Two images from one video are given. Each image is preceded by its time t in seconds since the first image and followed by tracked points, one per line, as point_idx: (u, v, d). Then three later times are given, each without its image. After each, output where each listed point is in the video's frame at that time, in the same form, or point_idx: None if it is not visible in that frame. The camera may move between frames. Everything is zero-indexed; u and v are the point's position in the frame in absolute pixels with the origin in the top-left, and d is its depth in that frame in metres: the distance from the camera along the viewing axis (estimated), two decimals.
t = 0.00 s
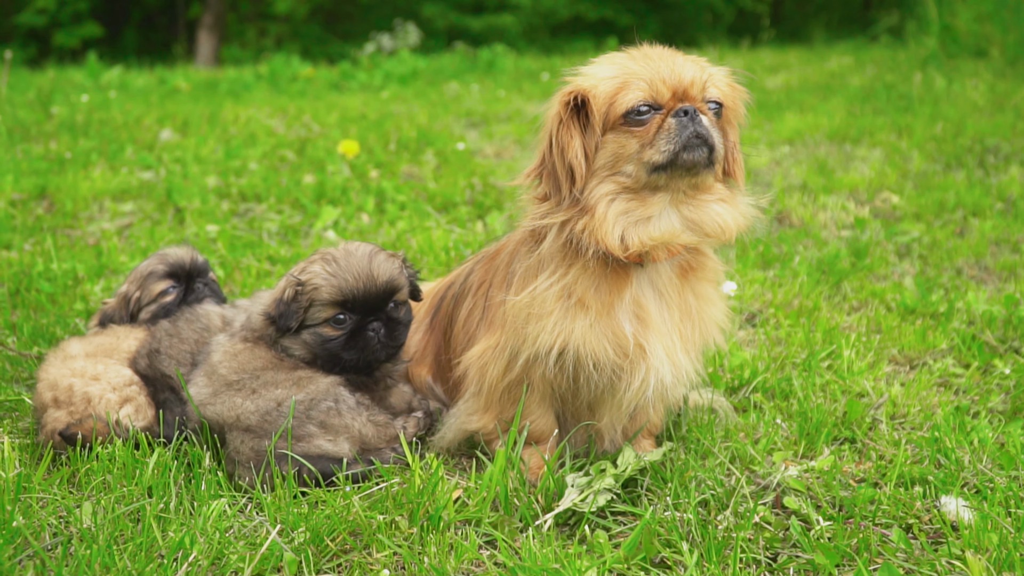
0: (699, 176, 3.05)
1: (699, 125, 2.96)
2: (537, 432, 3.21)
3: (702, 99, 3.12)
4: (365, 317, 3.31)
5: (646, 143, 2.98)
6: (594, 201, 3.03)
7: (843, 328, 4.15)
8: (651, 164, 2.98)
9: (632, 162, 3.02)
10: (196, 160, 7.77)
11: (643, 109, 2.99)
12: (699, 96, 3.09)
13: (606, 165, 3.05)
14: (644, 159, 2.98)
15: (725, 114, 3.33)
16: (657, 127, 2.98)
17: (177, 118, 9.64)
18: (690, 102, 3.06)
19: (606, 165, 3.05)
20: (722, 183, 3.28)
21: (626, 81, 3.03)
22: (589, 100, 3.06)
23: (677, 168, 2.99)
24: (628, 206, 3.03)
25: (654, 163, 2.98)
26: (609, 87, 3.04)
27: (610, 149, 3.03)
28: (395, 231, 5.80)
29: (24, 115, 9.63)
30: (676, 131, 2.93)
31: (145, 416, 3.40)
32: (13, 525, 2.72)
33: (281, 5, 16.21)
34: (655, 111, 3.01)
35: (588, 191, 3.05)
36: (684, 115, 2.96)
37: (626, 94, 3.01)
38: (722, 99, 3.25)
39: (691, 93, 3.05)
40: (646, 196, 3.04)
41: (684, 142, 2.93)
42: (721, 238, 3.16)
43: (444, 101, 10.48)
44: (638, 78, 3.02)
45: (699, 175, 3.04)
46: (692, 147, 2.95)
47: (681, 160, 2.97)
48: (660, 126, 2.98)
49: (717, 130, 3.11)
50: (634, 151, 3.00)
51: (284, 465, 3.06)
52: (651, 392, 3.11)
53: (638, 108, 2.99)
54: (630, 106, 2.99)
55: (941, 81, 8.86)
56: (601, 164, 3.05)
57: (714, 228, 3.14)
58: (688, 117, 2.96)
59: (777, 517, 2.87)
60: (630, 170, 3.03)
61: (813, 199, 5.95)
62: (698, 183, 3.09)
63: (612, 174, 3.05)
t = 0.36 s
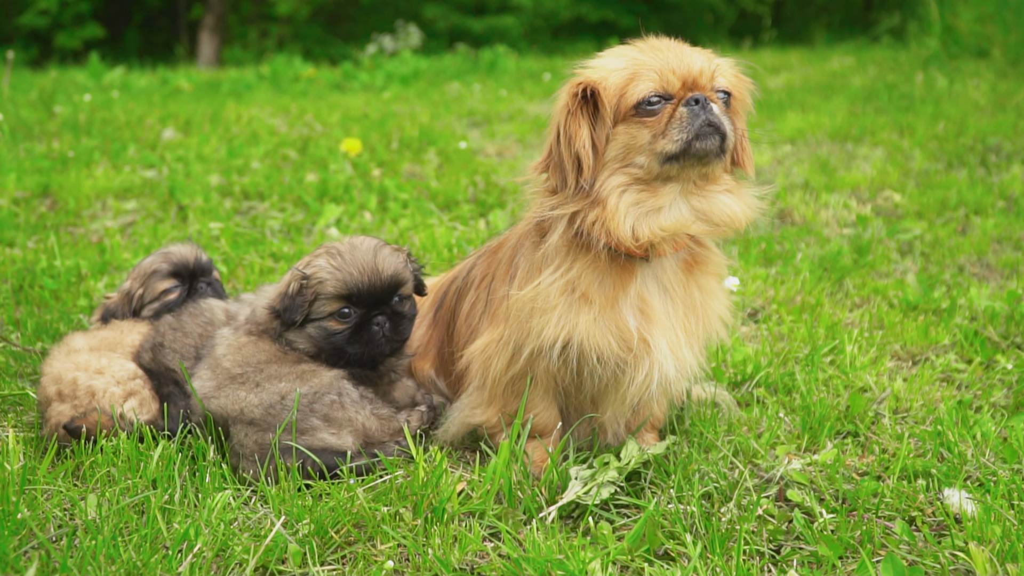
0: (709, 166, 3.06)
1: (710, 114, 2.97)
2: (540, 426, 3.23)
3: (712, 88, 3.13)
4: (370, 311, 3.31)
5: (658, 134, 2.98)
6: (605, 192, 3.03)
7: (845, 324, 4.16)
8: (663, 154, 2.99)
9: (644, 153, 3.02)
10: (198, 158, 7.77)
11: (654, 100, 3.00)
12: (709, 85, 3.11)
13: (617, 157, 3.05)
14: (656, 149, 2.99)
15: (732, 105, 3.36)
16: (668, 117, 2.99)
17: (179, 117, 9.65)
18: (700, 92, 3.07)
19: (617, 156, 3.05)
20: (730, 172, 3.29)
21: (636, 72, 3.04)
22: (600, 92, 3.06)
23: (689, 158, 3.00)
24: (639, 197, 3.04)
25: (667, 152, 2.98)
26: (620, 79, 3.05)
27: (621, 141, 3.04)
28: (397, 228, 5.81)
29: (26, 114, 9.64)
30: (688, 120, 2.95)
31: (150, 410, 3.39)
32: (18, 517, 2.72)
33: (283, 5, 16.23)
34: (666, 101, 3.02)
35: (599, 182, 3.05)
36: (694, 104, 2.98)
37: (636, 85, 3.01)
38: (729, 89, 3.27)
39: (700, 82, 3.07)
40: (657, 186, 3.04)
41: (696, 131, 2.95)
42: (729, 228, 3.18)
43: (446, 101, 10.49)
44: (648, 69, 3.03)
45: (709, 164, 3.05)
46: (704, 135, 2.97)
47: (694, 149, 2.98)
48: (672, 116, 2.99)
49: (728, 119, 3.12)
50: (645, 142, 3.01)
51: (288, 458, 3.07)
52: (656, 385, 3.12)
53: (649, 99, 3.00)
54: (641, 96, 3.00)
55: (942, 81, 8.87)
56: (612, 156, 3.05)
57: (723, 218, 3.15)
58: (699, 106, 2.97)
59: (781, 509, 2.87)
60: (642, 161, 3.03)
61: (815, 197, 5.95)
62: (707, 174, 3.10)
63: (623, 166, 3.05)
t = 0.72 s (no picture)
0: (715, 174, 3.07)
1: (718, 123, 2.99)
2: (542, 427, 3.23)
3: (721, 96, 3.14)
4: (372, 313, 3.31)
5: (666, 142, 2.99)
6: (611, 197, 3.03)
7: (847, 326, 4.16)
8: (670, 162, 3.00)
9: (651, 160, 3.02)
10: (199, 160, 7.77)
11: (664, 107, 3.00)
12: (718, 93, 3.11)
13: (624, 162, 3.06)
14: (663, 157, 3.00)
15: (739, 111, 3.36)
16: (677, 125, 3.00)
17: (181, 118, 9.66)
18: (709, 100, 3.08)
19: (624, 161, 3.05)
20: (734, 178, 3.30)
21: (646, 78, 3.04)
22: (610, 96, 3.06)
23: (696, 166, 3.02)
24: (644, 203, 3.05)
25: (674, 161, 3.00)
26: (630, 84, 3.05)
27: (628, 146, 3.04)
28: (398, 230, 5.81)
29: (27, 116, 9.64)
30: (697, 129, 2.96)
31: (151, 411, 3.41)
32: (20, 519, 2.72)
33: (284, 7, 16.24)
34: (675, 109, 3.02)
35: (605, 186, 3.06)
36: (704, 114, 2.99)
37: (646, 91, 3.01)
38: (737, 96, 3.27)
39: (710, 90, 3.07)
40: (662, 193, 3.06)
41: (705, 141, 2.96)
42: (733, 235, 3.19)
43: (447, 103, 10.49)
44: (659, 75, 3.03)
45: (716, 173, 3.06)
46: (713, 145, 2.98)
47: (702, 158, 2.99)
48: (680, 124, 3.00)
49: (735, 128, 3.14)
50: (653, 149, 3.01)
51: (290, 459, 3.07)
52: (656, 389, 3.13)
53: (658, 105, 3.00)
54: (650, 103, 3.00)
55: (943, 82, 8.87)
56: (618, 160, 3.06)
57: (727, 226, 3.16)
58: (708, 115, 2.98)
59: (782, 510, 2.87)
60: (648, 168, 3.03)
61: (816, 199, 5.95)
62: (712, 181, 3.12)
63: (629, 171, 3.06)
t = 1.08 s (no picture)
0: (717, 179, 3.07)
1: (722, 128, 2.99)
2: (543, 430, 3.24)
3: (724, 101, 3.15)
4: (375, 316, 3.32)
5: (669, 146, 3.00)
6: (613, 200, 3.04)
7: (848, 328, 4.16)
8: (672, 166, 3.00)
9: (652, 164, 3.03)
10: (201, 162, 7.78)
11: (667, 112, 3.01)
12: (721, 98, 3.12)
13: (626, 165, 3.06)
14: (666, 162, 3.00)
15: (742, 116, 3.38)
16: (680, 130, 3.00)
17: (182, 120, 9.67)
18: (713, 105, 3.08)
19: (626, 165, 3.06)
20: (737, 183, 3.31)
21: (650, 82, 3.04)
22: (613, 100, 3.07)
23: (698, 171, 3.02)
24: (646, 206, 3.05)
25: (676, 165, 3.00)
26: (633, 88, 3.05)
27: (631, 150, 3.04)
28: (400, 232, 5.82)
29: (29, 118, 9.65)
30: (700, 134, 2.96)
31: (153, 413, 3.42)
32: (23, 521, 2.72)
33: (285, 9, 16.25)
34: (678, 113, 3.03)
35: (606, 189, 3.06)
36: (707, 119, 2.99)
37: (649, 95, 3.02)
38: (740, 102, 3.28)
39: (713, 95, 3.08)
40: (663, 198, 3.06)
41: (707, 146, 2.96)
42: (735, 241, 3.19)
43: (449, 105, 10.51)
44: (663, 79, 3.04)
45: (718, 178, 3.07)
46: (715, 151, 2.98)
47: (704, 163, 3.00)
48: (683, 129, 3.01)
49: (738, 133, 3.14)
50: (656, 153, 3.02)
51: (293, 461, 3.08)
52: (658, 392, 3.13)
53: (661, 110, 3.01)
54: (654, 107, 3.00)
55: (944, 84, 8.88)
56: (620, 164, 3.06)
57: (730, 230, 3.16)
58: (711, 120, 2.99)
59: (784, 513, 2.87)
60: (651, 172, 3.04)
61: (818, 201, 5.95)
62: (714, 186, 3.12)
63: (631, 175, 3.06)
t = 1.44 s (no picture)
0: (720, 181, 3.08)
1: (724, 131, 2.99)
2: (549, 428, 3.25)
3: (727, 104, 3.15)
4: (381, 317, 3.33)
5: (670, 148, 3.01)
6: (615, 201, 3.06)
7: (852, 327, 4.18)
8: (674, 168, 3.01)
9: (654, 166, 3.04)
10: (204, 164, 7.80)
11: (669, 113, 3.02)
12: (725, 101, 3.12)
13: (629, 166, 3.07)
14: (668, 163, 3.01)
15: (747, 119, 3.38)
16: (682, 132, 3.01)
17: (184, 122, 9.69)
18: (715, 107, 3.09)
19: (628, 166, 3.07)
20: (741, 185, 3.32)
21: (653, 84, 3.05)
22: (615, 101, 3.08)
23: (699, 174, 3.03)
24: (648, 208, 3.06)
25: (678, 167, 3.01)
26: (636, 89, 3.07)
27: (633, 151, 3.06)
28: (404, 233, 5.84)
29: (31, 120, 9.67)
30: (701, 137, 2.97)
31: (160, 412, 3.42)
32: (31, 519, 2.73)
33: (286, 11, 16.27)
34: (680, 115, 3.04)
35: (608, 190, 3.08)
36: (709, 121, 3.00)
37: (652, 97, 3.03)
38: (745, 104, 3.29)
39: (716, 98, 3.08)
40: (666, 199, 3.07)
41: (708, 149, 2.97)
42: (738, 242, 3.20)
43: (450, 106, 10.53)
44: (665, 81, 3.05)
45: (720, 180, 3.07)
46: (716, 153, 2.99)
47: (705, 166, 3.00)
48: (685, 131, 3.01)
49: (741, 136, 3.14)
50: (658, 154, 3.03)
51: (299, 459, 3.09)
52: (663, 392, 3.14)
53: (664, 112, 3.02)
54: (656, 109, 3.01)
55: (946, 86, 8.90)
56: (623, 164, 3.08)
57: (733, 232, 3.17)
58: (713, 123, 2.99)
59: (789, 511, 2.88)
60: (652, 173, 3.05)
61: (820, 202, 5.97)
62: (718, 188, 3.13)
63: (634, 175, 3.08)
